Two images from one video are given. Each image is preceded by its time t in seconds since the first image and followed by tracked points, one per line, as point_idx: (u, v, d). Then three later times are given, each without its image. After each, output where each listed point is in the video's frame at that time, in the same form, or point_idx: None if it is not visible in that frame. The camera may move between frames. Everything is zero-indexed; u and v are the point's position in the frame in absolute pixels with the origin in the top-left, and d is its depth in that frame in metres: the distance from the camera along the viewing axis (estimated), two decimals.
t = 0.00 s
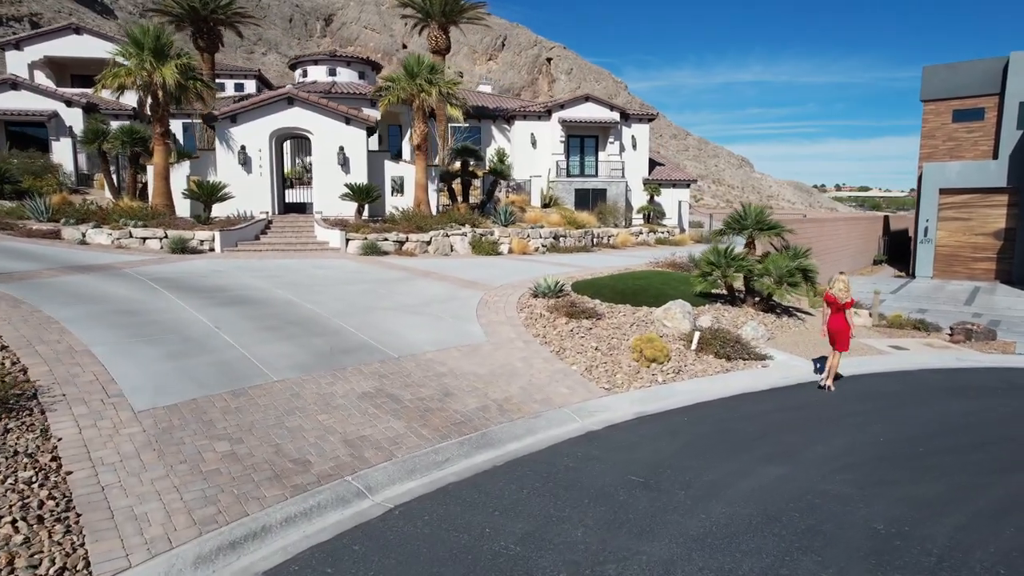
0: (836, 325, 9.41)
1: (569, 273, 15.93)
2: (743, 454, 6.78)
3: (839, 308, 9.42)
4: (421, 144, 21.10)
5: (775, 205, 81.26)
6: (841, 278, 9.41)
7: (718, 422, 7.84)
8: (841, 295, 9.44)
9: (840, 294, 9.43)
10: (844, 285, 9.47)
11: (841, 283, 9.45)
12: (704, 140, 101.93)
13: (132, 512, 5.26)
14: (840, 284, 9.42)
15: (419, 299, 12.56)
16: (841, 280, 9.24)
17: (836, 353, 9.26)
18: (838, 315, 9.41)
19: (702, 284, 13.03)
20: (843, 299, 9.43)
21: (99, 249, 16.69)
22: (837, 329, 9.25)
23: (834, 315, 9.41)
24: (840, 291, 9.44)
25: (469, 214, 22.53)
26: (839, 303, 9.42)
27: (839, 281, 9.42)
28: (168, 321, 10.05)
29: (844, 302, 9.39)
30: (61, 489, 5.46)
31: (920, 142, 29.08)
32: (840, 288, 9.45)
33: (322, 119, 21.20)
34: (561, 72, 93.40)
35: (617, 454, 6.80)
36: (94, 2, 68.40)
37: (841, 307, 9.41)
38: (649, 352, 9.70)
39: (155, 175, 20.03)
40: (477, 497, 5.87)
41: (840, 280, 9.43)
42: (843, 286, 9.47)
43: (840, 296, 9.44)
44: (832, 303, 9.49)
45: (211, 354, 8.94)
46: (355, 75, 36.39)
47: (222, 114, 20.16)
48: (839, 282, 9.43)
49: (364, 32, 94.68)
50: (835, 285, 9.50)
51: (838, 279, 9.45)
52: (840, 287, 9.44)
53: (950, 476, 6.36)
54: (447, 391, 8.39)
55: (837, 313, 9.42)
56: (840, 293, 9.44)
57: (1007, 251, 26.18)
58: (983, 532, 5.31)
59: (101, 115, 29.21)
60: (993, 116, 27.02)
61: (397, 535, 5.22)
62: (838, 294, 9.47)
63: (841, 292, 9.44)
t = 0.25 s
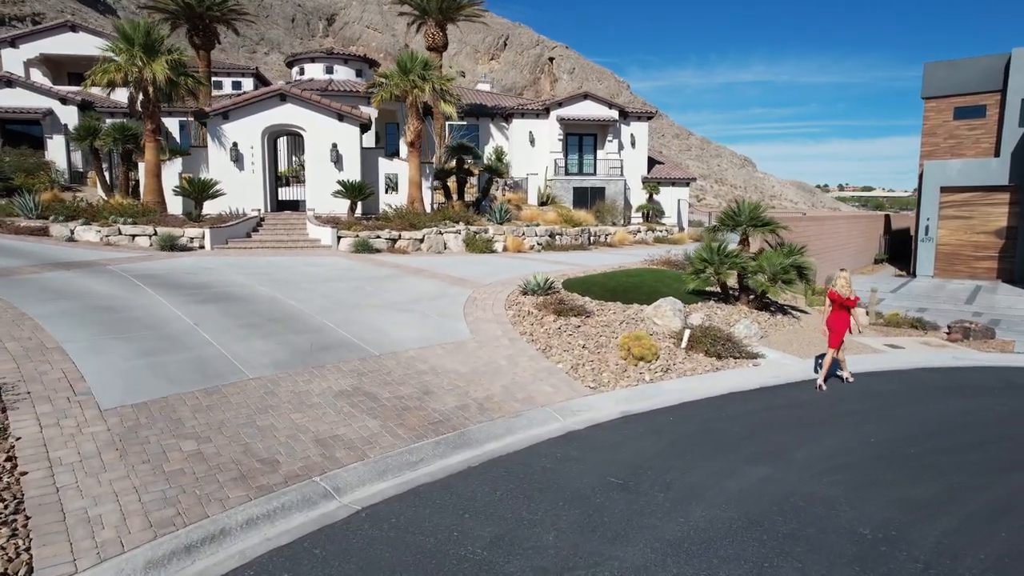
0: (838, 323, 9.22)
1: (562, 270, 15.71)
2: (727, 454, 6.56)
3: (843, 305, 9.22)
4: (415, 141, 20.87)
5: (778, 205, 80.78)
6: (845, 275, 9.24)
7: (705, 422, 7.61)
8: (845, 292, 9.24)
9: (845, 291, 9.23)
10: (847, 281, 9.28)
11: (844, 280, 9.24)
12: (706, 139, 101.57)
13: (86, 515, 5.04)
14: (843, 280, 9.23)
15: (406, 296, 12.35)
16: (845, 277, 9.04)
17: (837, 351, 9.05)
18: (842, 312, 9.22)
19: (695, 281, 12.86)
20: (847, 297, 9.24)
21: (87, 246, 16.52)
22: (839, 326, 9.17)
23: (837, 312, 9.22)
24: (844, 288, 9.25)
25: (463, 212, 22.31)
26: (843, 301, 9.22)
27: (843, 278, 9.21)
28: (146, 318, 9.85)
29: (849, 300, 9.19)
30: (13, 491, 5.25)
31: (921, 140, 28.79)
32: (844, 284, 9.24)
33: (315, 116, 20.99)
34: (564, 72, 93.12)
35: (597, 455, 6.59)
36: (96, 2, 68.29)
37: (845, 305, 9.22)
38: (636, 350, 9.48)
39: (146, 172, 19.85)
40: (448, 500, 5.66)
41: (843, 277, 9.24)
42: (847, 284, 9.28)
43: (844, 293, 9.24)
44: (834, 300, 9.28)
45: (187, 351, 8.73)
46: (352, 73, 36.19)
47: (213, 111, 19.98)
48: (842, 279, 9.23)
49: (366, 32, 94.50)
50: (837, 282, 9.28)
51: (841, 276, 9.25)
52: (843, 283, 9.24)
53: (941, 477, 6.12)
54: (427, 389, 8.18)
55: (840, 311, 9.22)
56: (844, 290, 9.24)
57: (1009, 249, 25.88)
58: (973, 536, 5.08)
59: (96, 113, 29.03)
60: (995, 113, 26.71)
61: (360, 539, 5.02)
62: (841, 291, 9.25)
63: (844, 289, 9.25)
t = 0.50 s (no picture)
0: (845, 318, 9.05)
1: (556, 268, 15.44)
2: (713, 457, 6.31)
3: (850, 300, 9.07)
4: (409, 138, 20.65)
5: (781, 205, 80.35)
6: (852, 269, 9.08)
7: (693, 423, 7.34)
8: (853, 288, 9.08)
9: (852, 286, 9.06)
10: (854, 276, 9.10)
11: (850, 275, 9.08)
12: (709, 139, 101.18)
13: (34, 521, 4.78)
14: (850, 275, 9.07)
15: (394, 294, 12.11)
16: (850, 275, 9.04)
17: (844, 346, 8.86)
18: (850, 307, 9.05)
19: (689, 280, 12.61)
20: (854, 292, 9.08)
21: (74, 244, 16.30)
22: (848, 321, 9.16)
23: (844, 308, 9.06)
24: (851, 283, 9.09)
25: (458, 210, 22.06)
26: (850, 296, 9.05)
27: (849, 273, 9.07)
28: (124, 316, 9.63)
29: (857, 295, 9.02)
30: None
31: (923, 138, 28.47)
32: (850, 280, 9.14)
33: (308, 113, 20.71)
34: (567, 72, 92.81)
35: (579, 457, 6.33)
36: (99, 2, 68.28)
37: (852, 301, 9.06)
38: (625, 349, 9.22)
39: (138, 170, 19.57)
40: (418, 505, 5.41)
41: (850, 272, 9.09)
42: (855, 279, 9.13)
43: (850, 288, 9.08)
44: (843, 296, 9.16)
45: (162, 350, 8.46)
46: (350, 71, 35.95)
47: (205, 107, 19.72)
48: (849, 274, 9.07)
49: (369, 32, 94.34)
50: (843, 277, 9.19)
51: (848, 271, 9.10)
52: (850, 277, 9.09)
53: (936, 483, 5.85)
54: (407, 389, 7.93)
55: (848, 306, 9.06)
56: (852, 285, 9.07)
57: (1012, 248, 25.55)
58: (968, 545, 4.82)
59: (92, 110, 28.81)
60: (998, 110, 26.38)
61: (323, 546, 4.77)
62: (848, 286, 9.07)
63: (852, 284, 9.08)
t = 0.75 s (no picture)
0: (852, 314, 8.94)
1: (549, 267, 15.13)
2: (701, 463, 6.01)
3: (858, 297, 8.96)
4: (403, 135, 20.37)
5: (784, 205, 79.86)
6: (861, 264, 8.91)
7: (682, 427, 7.04)
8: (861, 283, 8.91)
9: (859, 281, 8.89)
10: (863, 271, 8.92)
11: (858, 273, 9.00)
12: (711, 139, 100.76)
13: None
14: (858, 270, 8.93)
15: (381, 293, 11.82)
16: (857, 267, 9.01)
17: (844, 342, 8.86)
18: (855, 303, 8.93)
19: (685, 278, 12.32)
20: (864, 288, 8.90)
21: (61, 242, 16.05)
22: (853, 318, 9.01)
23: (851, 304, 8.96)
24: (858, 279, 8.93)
25: (453, 208, 21.76)
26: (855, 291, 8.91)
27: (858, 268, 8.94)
28: (99, 314, 9.34)
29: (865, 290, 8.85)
30: None
31: (925, 136, 28.12)
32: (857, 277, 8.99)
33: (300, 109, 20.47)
34: (569, 71, 92.44)
35: (560, 463, 6.04)
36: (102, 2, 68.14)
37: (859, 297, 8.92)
38: (615, 350, 8.93)
39: (128, 167, 19.30)
40: (386, 515, 5.12)
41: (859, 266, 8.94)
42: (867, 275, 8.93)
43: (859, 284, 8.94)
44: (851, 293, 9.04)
45: (135, 349, 8.16)
46: (347, 69, 35.67)
47: (196, 104, 19.45)
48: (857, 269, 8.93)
49: (371, 32, 94.09)
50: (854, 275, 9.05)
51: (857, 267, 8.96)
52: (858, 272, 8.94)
53: (935, 491, 5.54)
54: (386, 391, 7.66)
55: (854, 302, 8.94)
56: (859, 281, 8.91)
57: (1015, 247, 25.19)
58: (969, 560, 4.51)
59: (86, 108, 28.54)
60: (1002, 108, 26.02)
61: (281, 560, 4.48)
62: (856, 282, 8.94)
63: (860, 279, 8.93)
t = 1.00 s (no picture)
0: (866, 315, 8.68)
1: (542, 267, 14.78)
2: (688, 473, 5.68)
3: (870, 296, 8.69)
4: (395, 133, 20.10)
5: (785, 205, 79.48)
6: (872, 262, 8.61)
7: (672, 434, 6.70)
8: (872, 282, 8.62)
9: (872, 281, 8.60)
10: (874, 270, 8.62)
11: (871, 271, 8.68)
12: (712, 138, 100.38)
13: None
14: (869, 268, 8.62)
15: (367, 292, 11.49)
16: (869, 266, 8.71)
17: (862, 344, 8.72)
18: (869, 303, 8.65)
19: (679, 277, 12.00)
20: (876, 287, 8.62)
21: (44, 240, 15.76)
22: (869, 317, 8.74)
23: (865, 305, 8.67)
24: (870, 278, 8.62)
25: (447, 207, 21.46)
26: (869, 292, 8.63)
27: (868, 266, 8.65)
28: (71, 314, 9.02)
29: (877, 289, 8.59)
30: None
31: (927, 134, 27.77)
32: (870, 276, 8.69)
33: (291, 106, 20.13)
34: (569, 71, 92.08)
35: (540, 473, 5.71)
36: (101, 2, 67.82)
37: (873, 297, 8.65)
38: (604, 351, 8.61)
39: (116, 164, 18.99)
40: (351, 530, 4.78)
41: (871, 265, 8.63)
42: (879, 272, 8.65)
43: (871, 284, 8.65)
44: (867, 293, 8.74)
45: (104, 351, 7.82)
46: (343, 66, 35.34)
47: (185, 101, 19.07)
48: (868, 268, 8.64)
49: (371, 31, 93.74)
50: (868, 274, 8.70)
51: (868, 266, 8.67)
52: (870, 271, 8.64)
53: (936, 504, 5.21)
54: (363, 395, 7.33)
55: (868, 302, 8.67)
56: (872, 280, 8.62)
57: (1018, 247, 24.85)
58: None
59: (78, 106, 28.20)
60: (1004, 105, 25.67)
61: None
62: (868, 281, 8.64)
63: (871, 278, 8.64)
